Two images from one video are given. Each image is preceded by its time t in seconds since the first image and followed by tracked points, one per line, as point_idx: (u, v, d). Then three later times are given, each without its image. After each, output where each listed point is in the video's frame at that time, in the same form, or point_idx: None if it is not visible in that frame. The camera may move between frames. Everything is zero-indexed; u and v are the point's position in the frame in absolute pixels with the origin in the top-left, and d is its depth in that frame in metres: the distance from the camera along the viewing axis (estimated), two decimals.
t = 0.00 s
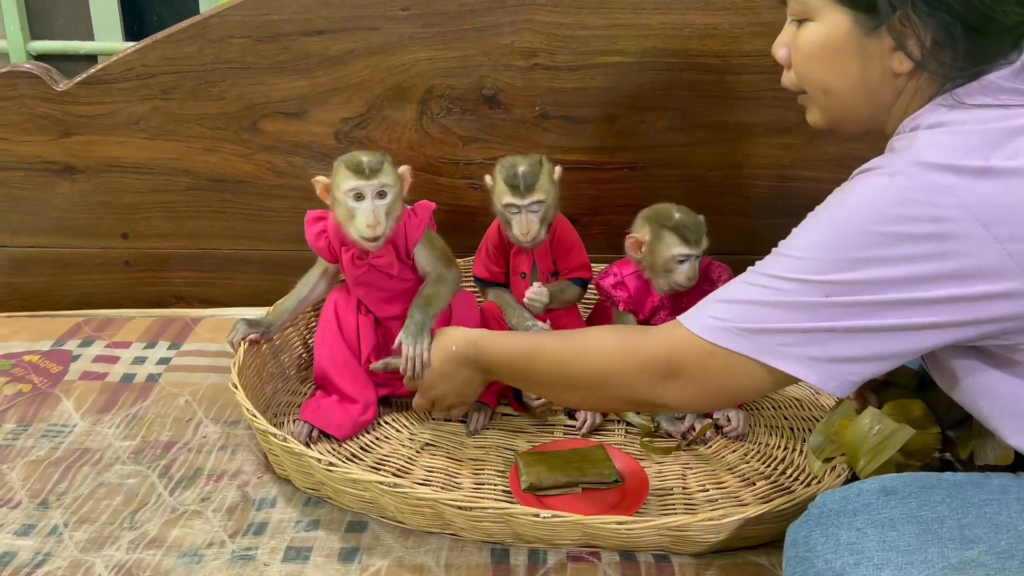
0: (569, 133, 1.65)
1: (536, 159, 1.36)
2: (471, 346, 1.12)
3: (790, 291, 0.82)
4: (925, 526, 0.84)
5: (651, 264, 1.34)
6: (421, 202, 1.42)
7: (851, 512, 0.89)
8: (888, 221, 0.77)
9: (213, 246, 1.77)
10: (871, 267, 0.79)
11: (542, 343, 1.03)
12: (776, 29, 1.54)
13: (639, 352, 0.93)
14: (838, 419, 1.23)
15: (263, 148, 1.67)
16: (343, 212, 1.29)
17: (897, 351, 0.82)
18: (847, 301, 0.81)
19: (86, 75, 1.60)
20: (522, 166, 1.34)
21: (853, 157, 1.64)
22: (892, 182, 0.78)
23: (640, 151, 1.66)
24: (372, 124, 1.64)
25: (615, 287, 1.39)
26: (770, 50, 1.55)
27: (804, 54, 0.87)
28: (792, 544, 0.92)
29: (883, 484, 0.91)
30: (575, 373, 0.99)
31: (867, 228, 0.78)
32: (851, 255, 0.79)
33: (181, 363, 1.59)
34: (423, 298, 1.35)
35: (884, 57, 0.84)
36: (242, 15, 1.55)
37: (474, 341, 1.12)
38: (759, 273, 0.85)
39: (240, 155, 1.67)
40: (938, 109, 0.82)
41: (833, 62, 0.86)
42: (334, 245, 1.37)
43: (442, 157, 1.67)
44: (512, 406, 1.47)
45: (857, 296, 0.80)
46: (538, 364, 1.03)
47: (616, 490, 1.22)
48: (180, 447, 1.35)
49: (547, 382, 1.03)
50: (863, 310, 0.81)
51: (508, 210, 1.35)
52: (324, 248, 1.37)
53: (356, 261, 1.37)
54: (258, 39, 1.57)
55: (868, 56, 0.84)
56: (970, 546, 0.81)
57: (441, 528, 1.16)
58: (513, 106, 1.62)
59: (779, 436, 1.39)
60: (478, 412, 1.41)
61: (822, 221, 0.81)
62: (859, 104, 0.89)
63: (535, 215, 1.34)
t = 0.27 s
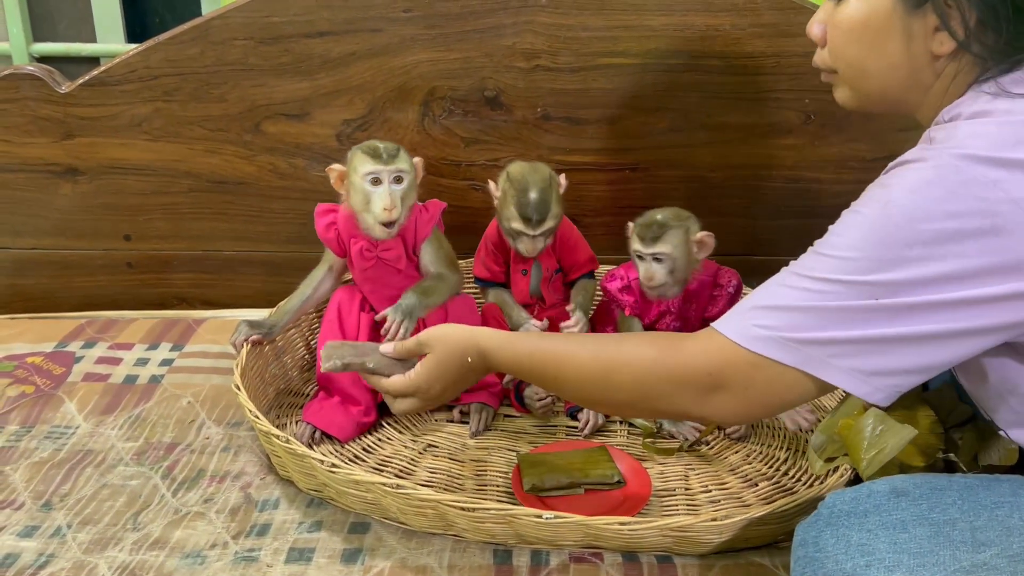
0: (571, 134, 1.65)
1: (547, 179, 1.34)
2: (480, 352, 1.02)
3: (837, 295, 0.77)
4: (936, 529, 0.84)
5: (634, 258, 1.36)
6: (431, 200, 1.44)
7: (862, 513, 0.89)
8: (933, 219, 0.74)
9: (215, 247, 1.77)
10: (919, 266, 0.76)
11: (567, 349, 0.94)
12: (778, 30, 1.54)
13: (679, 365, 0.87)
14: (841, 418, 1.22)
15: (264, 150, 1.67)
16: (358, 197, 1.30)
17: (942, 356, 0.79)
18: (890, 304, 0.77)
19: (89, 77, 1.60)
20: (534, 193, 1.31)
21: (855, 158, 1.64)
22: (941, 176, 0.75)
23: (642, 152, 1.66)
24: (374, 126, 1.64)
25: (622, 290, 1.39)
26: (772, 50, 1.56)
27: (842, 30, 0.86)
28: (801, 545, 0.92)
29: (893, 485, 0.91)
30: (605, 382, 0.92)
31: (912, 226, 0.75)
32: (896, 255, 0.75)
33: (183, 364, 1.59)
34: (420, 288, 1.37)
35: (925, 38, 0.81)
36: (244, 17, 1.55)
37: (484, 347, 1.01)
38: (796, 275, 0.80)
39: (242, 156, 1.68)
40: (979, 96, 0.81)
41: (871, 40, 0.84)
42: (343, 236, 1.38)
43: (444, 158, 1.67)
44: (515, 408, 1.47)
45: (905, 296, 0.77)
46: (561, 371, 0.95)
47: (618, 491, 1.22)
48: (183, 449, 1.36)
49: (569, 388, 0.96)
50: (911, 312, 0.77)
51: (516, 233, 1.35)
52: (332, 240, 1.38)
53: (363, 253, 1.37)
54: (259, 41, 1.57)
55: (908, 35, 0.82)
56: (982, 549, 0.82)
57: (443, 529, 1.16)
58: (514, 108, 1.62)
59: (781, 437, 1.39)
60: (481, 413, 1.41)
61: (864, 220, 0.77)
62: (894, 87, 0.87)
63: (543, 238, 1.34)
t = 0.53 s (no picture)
0: (572, 135, 1.65)
1: (552, 183, 1.34)
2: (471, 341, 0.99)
3: (833, 275, 0.78)
4: (935, 528, 0.84)
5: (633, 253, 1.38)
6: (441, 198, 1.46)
7: (861, 513, 0.89)
8: (938, 206, 0.75)
9: (217, 248, 1.78)
10: (919, 254, 0.76)
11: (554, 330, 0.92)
12: (778, 30, 1.54)
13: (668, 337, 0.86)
14: (843, 421, 1.24)
15: (266, 150, 1.67)
16: (368, 187, 1.33)
17: (933, 343, 0.79)
18: (889, 287, 0.77)
19: (91, 78, 1.60)
20: (539, 195, 1.31)
21: (855, 158, 1.64)
22: (946, 165, 0.75)
23: (643, 153, 1.66)
24: (375, 127, 1.65)
25: (624, 289, 1.41)
26: (772, 51, 1.56)
27: (856, 19, 0.85)
28: (801, 544, 0.93)
29: (893, 485, 0.91)
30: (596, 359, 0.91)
31: (917, 212, 0.75)
32: (899, 240, 0.76)
33: (185, 364, 1.60)
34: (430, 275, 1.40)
35: (940, 31, 0.81)
36: (245, 18, 1.55)
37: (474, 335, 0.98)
38: (797, 254, 0.80)
39: (244, 157, 1.68)
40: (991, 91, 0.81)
41: (886, 30, 0.84)
42: (354, 231, 1.38)
43: (445, 159, 1.68)
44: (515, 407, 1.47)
45: (901, 282, 0.77)
46: (552, 352, 0.93)
47: (619, 491, 1.23)
48: (185, 449, 1.36)
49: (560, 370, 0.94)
50: (907, 296, 0.78)
51: (516, 232, 1.36)
52: (343, 235, 1.38)
53: (374, 247, 1.37)
54: (261, 42, 1.58)
55: (925, 26, 0.81)
56: (981, 549, 0.82)
57: (445, 529, 1.17)
58: (515, 109, 1.63)
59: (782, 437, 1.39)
60: (482, 413, 1.42)
61: (869, 204, 0.77)
62: (905, 80, 0.87)
63: (542, 241, 1.35)
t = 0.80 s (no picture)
0: (573, 136, 1.65)
1: (557, 176, 1.34)
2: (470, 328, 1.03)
3: (824, 274, 0.78)
4: (936, 528, 0.84)
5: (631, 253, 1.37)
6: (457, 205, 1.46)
7: (862, 513, 0.89)
8: (930, 210, 0.75)
9: (219, 250, 1.78)
10: (910, 256, 0.77)
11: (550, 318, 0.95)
12: (779, 32, 1.54)
13: (658, 327, 0.88)
14: (844, 422, 1.24)
15: (268, 152, 1.68)
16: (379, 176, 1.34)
17: (923, 341, 0.80)
18: (878, 287, 0.78)
19: (93, 80, 1.61)
20: (541, 182, 1.31)
21: (856, 159, 1.65)
22: (939, 169, 0.75)
23: (644, 154, 1.67)
24: (377, 128, 1.65)
25: (623, 290, 1.41)
26: (773, 52, 1.56)
27: (849, 27, 0.86)
28: (802, 545, 0.93)
29: (894, 485, 0.91)
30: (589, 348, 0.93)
31: (909, 215, 0.75)
32: (890, 241, 0.76)
33: (187, 366, 1.60)
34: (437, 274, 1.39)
35: (934, 38, 0.81)
36: (247, 20, 1.56)
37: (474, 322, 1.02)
38: (789, 252, 0.81)
39: (246, 159, 1.69)
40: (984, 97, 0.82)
41: (879, 39, 0.84)
42: (370, 232, 1.39)
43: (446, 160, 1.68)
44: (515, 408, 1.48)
45: (892, 282, 0.78)
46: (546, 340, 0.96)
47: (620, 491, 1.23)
48: (187, 450, 1.36)
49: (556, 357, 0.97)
50: (897, 295, 0.78)
51: (513, 220, 1.34)
52: (359, 236, 1.39)
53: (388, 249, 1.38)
54: (263, 44, 1.58)
55: (918, 35, 0.82)
56: (981, 549, 0.82)
57: (446, 530, 1.17)
58: (517, 110, 1.63)
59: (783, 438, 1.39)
60: (484, 414, 1.42)
61: (861, 206, 0.77)
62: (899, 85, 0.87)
63: (538, 231, 1.34)
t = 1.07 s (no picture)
0: (573, 136, 1.65)
1: (550, 176, 1.36)
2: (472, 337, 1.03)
3: (821, 274, 0.79)
4: (937, 527, 0.84)
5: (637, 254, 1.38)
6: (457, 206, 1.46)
7: (863, 512, 0.89)
8: (927, 210, 0.75)
9: (219, 250, 1.78)
10: (908, 256, 0.77)
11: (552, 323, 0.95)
12: (779, 32, 1.54)
13: (658, 328, 0.88)
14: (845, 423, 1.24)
15: (269, 152, 1.68)
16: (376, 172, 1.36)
17: (922, 341, 0.80)
18: (876, 287, 0.78)
19: (94, 81, 1.61)
20: (534, 179, 1.33)
21: (857, 159, 1.65)
22: (937, 170, 0.75)
23: (644, 154, 1.67)
24: (377, 129, 1.65)
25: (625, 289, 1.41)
26: (773, 52, 1.56)
27: (846, 30, 0.86)
28: (803, 544, 0.93)
29: (894, 485, 0.91)
30: (590, 351, 0.93)
31: (905, 216, 0.75)
32: (887, 242, 0.76)
33: (189, 366, 1.60)
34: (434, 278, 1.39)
35: (933, 38, 0.81)
36: (248, 20, 1.56)
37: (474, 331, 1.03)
38: (787, 252, 0.81)
39: (247, 159, 1.69)
40: (981, 98, 0.82)
41: (877, 40, 0.84)
42: (371, 234, 1.40)
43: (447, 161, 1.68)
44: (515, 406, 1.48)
45: (890, 282, 0.78)
46: (547, 344, 0.96)
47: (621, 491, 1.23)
48: (189, 450, 1.36)
49: (556, 360, 0.97)
50: (896, 295, 0.78)
51: (507, 218, 1.36)
52: (360, 237, 1.40)
53: (389, 250, 1.38)
54: (264, 44, 1.58)
55: (917, 36, 0.82)
56: (982, 548, 0.82)
57: (448, 529, 1.17)
58: (517, 111, 1.63)
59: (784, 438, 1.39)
60: (485, 413, 1.42)
61: (858, 206, 0.78)
62: (898, 87, 0.88)
63: (530, 228, 1.35)
